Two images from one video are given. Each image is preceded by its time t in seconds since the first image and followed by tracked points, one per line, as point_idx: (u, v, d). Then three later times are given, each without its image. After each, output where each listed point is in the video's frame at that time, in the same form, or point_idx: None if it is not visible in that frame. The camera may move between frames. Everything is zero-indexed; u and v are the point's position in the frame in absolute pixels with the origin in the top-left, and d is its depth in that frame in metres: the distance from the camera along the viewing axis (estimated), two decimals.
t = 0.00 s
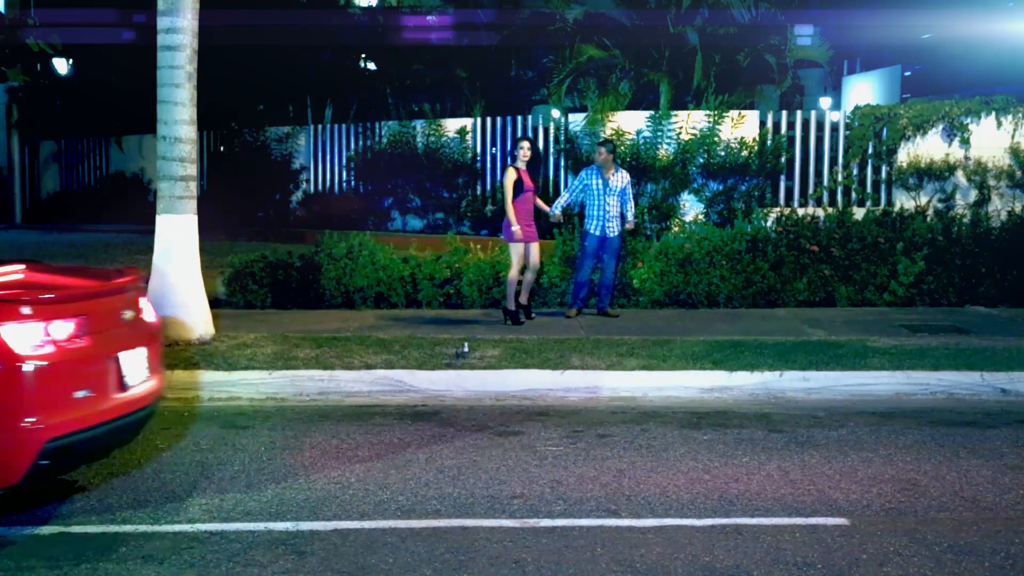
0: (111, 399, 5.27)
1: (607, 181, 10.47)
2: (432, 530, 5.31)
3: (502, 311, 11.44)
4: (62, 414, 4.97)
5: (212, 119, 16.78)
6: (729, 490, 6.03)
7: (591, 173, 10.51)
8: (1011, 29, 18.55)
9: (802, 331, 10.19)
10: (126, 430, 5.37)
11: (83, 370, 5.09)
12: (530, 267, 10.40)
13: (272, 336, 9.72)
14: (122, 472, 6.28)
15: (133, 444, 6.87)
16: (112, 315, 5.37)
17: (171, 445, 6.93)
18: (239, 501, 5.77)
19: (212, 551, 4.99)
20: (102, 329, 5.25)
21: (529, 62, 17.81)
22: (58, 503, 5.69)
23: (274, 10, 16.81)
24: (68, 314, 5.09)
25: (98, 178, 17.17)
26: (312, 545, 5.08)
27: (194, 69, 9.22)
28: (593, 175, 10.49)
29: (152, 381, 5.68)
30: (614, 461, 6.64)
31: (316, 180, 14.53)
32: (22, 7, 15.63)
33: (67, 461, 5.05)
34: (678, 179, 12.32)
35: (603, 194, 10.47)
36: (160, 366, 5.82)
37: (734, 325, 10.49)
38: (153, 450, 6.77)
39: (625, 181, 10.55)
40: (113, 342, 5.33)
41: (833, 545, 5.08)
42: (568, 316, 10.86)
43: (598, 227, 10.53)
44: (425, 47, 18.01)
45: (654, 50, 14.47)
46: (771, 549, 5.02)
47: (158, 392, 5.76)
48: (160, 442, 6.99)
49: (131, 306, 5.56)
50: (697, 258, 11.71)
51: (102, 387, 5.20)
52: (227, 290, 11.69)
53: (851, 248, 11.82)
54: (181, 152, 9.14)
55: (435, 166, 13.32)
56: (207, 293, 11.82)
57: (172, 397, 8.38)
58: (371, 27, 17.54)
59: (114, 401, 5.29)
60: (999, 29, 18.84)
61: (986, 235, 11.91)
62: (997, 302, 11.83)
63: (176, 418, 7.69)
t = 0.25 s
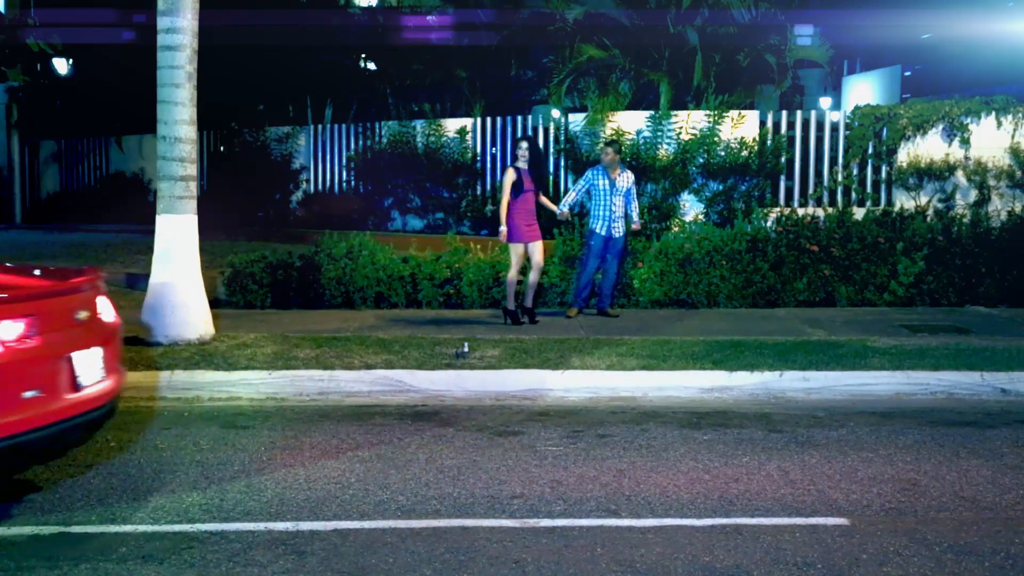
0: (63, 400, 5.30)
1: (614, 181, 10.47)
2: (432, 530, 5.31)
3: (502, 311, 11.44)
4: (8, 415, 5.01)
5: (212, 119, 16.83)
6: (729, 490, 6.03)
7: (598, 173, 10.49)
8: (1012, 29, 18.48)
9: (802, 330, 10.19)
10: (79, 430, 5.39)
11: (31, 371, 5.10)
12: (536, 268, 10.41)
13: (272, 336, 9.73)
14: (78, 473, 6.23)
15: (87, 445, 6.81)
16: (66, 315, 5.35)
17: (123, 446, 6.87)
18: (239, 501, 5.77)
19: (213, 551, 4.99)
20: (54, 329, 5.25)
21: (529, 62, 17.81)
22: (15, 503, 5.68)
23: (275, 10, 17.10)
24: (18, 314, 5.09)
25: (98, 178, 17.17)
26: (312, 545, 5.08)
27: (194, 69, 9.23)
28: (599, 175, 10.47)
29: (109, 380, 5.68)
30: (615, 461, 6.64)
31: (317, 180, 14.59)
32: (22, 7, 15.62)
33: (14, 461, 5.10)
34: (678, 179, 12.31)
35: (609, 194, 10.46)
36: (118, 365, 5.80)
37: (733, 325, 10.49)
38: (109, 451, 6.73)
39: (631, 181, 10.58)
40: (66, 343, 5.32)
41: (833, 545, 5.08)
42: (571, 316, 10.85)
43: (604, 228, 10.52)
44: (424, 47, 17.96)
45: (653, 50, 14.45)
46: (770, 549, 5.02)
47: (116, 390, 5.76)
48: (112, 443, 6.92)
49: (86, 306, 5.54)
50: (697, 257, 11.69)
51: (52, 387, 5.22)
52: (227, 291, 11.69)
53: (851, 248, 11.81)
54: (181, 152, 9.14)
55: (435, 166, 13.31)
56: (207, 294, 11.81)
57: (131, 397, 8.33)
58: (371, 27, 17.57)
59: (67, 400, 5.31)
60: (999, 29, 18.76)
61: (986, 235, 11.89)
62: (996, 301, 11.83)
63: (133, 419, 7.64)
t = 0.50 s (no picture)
0: (15, 400, 5.71)
1: (620, 181, 10.48)
2: (432, 530, 5.31)
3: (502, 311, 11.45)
4: None
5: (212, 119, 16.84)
6: (729, 490, 6.03)
7: (604, 173, 10.49)
8: (1012, 29, 18.43)
9: (802, 330, 10.19)
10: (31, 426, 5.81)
11: None
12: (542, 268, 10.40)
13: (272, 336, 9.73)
14: (30, 474, 6.19)
15: (90, 446, 6.82)
16: (20, 318, 5.74)
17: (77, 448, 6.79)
18: (239, 502, 5.77)
19: (213, 551, 4.99)
20: (6, 333, 5.63)
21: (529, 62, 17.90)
22: None
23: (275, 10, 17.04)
24: None
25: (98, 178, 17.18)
26: (312, 545, 5.08)
27: (194, 69, 9.23)
28: (605, 175, 10.47)
29: (65, 379, 6.07)
30: (615, 461, 6.64)
31: (316, 180, 14.58)
32: (22, 7, 15.63)
33: None
34: (678, 179, 12.31)
35: (615, 194, 10.46)
36: (75, 363, 6.19)
37: (734, 325, 10.49)
38: (63, 453, 6.67)
39: (635, 181, 10.60)
40: (19, 345, 5.72)
41: (833, 545, 5.08)
42: (572, 316, 10.86)
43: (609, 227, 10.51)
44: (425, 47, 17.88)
45: (653, 49, 14.52)
46: (770, 549, 5.02)
47: (72, 387, 6.15)
48: (66, 445, 6.84)
49: (41, 306, 5.90)
50: (697, 257, 11.67)
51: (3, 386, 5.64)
52: (227, 291, 11.70)
53: (851, 248, 11.80)
54: (181, 152, 9.14)
55: (435, 166, 13.32)
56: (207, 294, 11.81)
57: (92, 399, 8.32)
58: (371, 27, 17.58)
59: (20, 400, 5.73)
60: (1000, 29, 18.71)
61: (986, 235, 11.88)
62: (996, 301, 11.82)
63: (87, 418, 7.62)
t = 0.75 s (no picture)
0: None
1: (624, 181, 10.45)
2: (432, 530, 5.31)
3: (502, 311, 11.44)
4: None
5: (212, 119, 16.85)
6: (729, 489, 6.04)
7: (608, 172, 10.45)
8: (1012, 29, 18.43)
9: (802, 330, 10.20)
10: None
11: None
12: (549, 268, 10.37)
13: (272, 336, 9.73)
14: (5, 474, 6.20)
15: (89, 446, 6.83)
16: None
17: (55, 448, 6.78)
18: (239, 501, 5.77)
19: (213, 552, 4.99)
20: None
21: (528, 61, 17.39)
22: None
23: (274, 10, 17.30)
24: None
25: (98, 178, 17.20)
26: (312, 545, 5.08)
27: (194, 69, 9.23)
28: (610, 175, 10.44)
29: (20, 378, 6.22)
30: (614, 461, 6.64)
31: (316, 180, 14.59)
32: (22, 7, 15.64)
33: None
34: (678, 179, 12.31)
35: (620, 194, 10.43)
36: (31, 363, 6.33)
37: (734, 325, 10.48)
38: (22, 452, 6.65)
39: (638, 183, 10.60)
40: None
41: (833, 545, 5.08)
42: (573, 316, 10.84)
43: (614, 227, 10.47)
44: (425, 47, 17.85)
45: (654, 49, 14.50)
46: (769, 549, 5.03)
47: (28, 383, 6.31)
48: (44, 446, 6.82)
49: None
50: (696, 257, 11.67)
51: None
52: (227, 291, 11.73)
53: (851, 248, 11.79)
54: (181, 152, 9.14)
55: (435, 166, 13.32)
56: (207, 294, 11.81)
57: (50, 398, 8.31)
58: (371, 27, 17.63)
59: None
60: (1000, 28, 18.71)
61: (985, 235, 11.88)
62: (997, 302, 11.82)
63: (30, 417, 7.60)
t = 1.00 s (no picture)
0: None
1: (630, 182, 10.44)
2: (432, 530, 5.31)
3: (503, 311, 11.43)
4: None
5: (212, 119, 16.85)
6: (730, 490, 6.04)
7: (614, 173, 10.44)
8: (1012, 29, 18.42)
9: (802, 330, 10.20)
10: None
11: None
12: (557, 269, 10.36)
13: (272, 337, 9.73)
14: (5, 473, 6.20)
15: (90, 446, 6.83)
16: None
17: (55, 448, 6.78)
18: (239, 501, 5.77)
19: (214, 552, 4.99)
20: None
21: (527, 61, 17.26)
22: None
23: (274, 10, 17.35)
24: None
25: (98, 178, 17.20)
26: (312, 545, 5.08)
27: (194, 69, 9.22)
28: (616, 175, 10.42)
29: None
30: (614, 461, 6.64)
31: (317, 180, 14.60)
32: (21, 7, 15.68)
33: None
34: (678, 179, 12.31)
35: (626, 194, 10.42)
36: None
37: (734, 325, 10.48)
38: (21, 452, 6.65)
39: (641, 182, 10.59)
40: None
41: (833, 545, 5.08)
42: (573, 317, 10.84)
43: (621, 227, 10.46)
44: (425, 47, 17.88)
45: (654, 49, 14.50)
46: (769, 548, 5.03)
47: None
48: (45, 446, 6.82)
49: None
50: (696, 258, 11.65)
51: None
52: (228, 291, 11.75)
53: (851, 248, 11.78)
54: (181, 152, 9.13)
55: (436, 166, 13.32)
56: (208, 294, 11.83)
57: (50, 399, 8.32)
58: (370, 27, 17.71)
59: None
60: (1000, 29, 18.69)
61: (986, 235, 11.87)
62: (997, 302, 11.81)
63: (10, 419, 7.58)
